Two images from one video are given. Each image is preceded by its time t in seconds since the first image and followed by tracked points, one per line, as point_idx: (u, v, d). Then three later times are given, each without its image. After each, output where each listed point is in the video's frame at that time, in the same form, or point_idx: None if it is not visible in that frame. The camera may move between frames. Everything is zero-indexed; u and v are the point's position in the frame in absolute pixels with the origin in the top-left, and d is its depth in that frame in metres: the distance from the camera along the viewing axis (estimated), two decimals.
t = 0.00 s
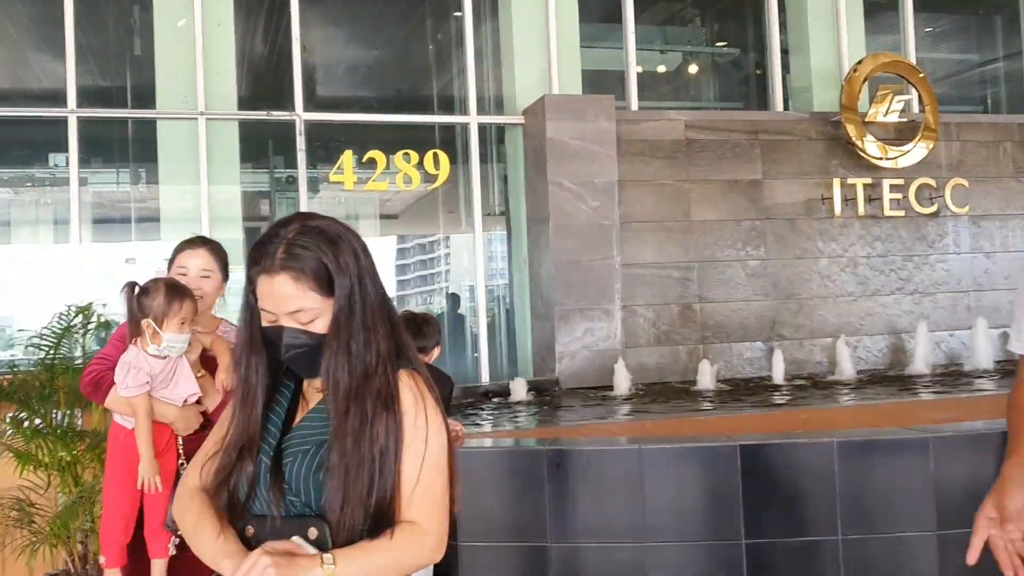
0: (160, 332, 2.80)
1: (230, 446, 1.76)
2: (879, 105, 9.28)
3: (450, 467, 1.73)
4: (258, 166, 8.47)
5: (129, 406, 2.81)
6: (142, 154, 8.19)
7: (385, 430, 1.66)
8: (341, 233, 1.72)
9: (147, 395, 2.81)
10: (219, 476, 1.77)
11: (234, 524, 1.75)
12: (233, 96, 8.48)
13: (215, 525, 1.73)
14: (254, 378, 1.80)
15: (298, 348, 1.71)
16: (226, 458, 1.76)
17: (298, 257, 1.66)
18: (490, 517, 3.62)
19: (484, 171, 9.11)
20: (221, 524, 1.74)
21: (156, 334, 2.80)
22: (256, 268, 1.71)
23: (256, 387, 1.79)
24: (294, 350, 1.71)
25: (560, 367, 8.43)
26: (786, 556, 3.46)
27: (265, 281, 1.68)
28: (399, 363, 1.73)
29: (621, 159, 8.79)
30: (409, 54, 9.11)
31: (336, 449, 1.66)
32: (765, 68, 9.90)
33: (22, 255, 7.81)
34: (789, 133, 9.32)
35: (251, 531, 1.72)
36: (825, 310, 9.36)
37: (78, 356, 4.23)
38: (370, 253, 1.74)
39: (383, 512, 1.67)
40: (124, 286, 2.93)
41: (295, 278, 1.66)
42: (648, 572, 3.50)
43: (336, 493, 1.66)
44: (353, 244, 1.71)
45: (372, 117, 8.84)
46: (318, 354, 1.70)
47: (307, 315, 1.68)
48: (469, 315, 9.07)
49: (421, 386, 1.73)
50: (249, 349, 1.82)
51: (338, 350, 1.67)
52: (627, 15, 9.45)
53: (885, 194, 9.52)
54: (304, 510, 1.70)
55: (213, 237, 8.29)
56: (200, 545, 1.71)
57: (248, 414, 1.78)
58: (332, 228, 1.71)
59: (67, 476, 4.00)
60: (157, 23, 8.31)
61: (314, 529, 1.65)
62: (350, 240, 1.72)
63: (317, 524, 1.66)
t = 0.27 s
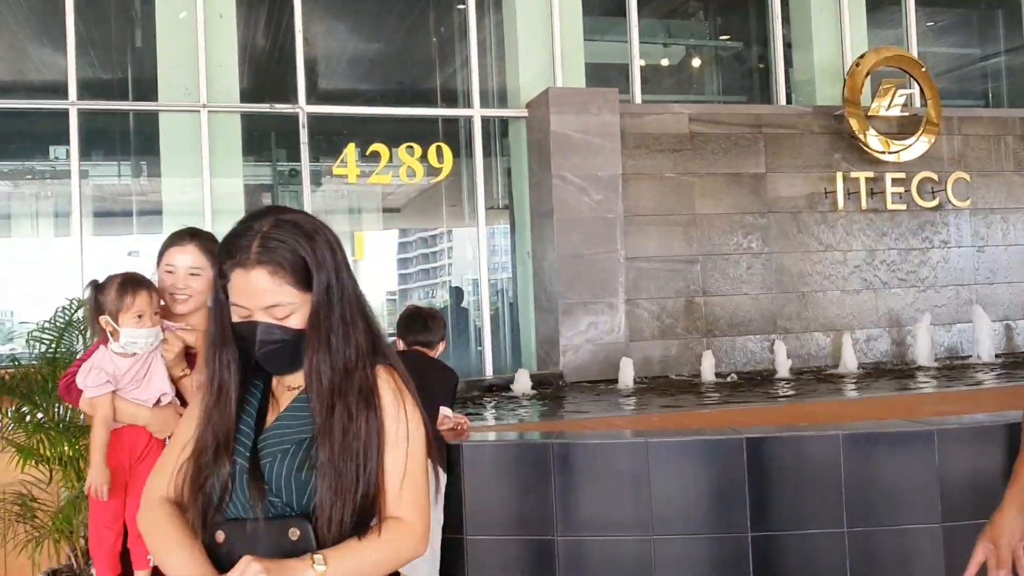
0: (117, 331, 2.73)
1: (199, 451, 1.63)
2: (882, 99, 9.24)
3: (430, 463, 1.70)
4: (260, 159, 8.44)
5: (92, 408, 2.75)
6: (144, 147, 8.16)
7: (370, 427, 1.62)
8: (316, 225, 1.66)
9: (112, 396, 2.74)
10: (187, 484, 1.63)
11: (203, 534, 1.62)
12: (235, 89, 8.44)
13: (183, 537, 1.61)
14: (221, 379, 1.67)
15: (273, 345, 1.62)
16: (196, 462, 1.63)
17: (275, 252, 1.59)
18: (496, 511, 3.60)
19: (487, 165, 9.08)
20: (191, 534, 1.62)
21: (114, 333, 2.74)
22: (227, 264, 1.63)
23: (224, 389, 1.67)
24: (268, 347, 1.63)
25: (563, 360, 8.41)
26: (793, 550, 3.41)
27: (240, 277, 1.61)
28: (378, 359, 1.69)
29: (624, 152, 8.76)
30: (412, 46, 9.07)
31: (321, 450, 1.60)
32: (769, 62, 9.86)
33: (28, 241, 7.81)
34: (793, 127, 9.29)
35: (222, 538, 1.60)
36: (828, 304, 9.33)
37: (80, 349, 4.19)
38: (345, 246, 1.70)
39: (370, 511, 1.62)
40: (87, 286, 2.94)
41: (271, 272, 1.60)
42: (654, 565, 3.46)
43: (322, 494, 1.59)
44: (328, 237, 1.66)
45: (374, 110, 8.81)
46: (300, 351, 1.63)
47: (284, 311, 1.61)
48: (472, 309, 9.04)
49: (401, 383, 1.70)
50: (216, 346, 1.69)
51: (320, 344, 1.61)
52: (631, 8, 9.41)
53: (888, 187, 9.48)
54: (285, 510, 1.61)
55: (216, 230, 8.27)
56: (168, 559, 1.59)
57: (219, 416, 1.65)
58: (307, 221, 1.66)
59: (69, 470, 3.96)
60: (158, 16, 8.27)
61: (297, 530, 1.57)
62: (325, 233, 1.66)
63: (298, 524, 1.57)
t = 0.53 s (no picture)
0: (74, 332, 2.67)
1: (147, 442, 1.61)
2: (886, 92, 9.20)
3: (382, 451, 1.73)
4: (263, 154, 8.45)
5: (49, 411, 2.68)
6: (147, 141, 8.17)
7: (329, 409, 1.63)
8: (279, 212, 1.69)
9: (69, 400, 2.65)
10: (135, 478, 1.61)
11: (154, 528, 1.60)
12: (239, 83, 8.44)
13: (133, 532, 1.58)
14: (170, 369, 1.66)
15: (234, 326, 1.61)
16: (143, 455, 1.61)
17: (242, 232, 1.61)
18: (499, 504, 3.61)
19: (491, 159, 9.07)
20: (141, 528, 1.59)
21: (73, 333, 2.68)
22: (189, 245, 1.63)
23: (174, 377, 1.65)
24: (228, 327, 1.61)
25: (567, 354, 8.42)
26: (795, 544, 3.42)
27: (204, 256, 1.61)
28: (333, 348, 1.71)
29: (627, 146, 8.75)
30: (415, 40, 9.06)
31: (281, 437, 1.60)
32: (772, 55, 9.83)
33: (28, 241, 7.83)
34: (796, 121, 9.27)
35: (174, 532, 1.59)
36: (832, 298, 9.32)
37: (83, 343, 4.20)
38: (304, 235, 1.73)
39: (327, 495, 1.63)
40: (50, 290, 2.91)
41: (238, 252, 1.61)
42: (657, 558, 3.46)
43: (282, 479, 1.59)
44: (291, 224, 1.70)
45: (378, 104, 8.81)
46: (261, 334, 1.63)
47: (248, 292, 1.62)
48: (475, 303, 9.05)
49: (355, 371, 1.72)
50: (167, 335, 1.67)
51: (281, 327, 1.62)
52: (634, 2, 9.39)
53: (891, 181, 9.47)
54: (244, 502, 1.62)
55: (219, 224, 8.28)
56: (117, 555, 1.57)
57: (168, 406, 1.63)
58: (271, 208, 1.69)
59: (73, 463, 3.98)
60: (161, 10, 8.27)
61: (259, 528, 1.56)
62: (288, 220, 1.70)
63: (259, 523, 1.56)
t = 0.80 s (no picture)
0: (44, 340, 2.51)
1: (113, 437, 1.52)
2: (890, 88, 9.18)
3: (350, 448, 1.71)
4: (266, 150, 8.45)
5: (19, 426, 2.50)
6: (151, 137, 8.17)
7: (304, 396, 1.63)
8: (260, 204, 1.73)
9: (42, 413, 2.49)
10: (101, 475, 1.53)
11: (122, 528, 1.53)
12: (242, 79, 8.44)
13: (102, 532, 1.50)
14: (136, 357, 1.59)
15: (216, 303, 1.59)
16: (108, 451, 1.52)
17: (234, 212, 1.65)
18: (503, 500, 3.62)
19: (494, 155, 9.06)
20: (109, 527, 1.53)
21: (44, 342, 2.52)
22: (174, 223, 1.64)
23: (140, 366, 1.59)
24: (211, 304, 1.59)
25: (570, 350, 8.41)
26: (798, 540, 3.41)
27: (189, 234, 1.62)
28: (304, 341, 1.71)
29: (631, 142, 8.74)
30: (418, 37, 9.05)
31: (257, 421, 1.58)
32: (776, 51, 9.80)
33: (31, 242, 7.85)
34: (800, 117, 9.25)
35: (146, 531, 1.51)
36: (835, 295, 9.31)
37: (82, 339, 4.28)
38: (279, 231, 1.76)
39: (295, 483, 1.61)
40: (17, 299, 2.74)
41: (228, 231, 1.64)
42: (662, 555, 3.45)
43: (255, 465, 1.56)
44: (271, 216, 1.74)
45: (381, 100, 8.80)
46: (244, 316, 1.63)
47: (232, 272, 1.63)
48: (479, 300, 9.05)
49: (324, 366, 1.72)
50: (134, 321, 1.62)
51: (263, 309, 1.63)
52: None
53: (895, 177, 9.45)
54: (227, 500, 1.57)
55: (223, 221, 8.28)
56: (86, 559, 1.49)
57: (138, 398, 1.56)
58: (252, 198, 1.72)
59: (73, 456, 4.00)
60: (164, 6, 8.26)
61: (237, 522, 1.52)
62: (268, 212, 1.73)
63: (239, 517, 1.52)
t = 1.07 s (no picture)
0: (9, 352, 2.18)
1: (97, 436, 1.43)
2: (888, 86, 9.19)
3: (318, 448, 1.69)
4: (265, 146, 8.44)
5: None
6: (149, 133, 8.16)
7: (287, 392, 1.60)
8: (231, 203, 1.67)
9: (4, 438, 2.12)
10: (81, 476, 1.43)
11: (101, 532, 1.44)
12: (241, 75, 8.42)
13: (82, 536, 1.41)
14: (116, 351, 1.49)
15: (194, 294, 1.51)
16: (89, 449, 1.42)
17: (209, 204, 1.58)
18: (502, 497, 3.62)
19: (493, 152, 9.06)
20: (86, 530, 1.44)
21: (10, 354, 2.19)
22: (146, 215, 1.55)
23: (123, 360, 1.49)
24: (190, 296, 1.51)
25: (569, 347, 8.43)
26: (796, 537, 3.42)
27: (164, 226, 1.54)
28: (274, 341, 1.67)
29: (630, 139, 8.74)
30: (417, 33, 9.04)
31: (246, 419, 1.53)
32: (775, 49, 9.81)
33: (29, 239, 7.85)
34: (799, 115, 9.25)
35: (129, 532, 1.42)
36: (833, 293, 9.32)
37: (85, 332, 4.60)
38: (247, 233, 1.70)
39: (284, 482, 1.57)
40: None
41: (203, 223, 1.57)
42: (660, 551, 3.46)
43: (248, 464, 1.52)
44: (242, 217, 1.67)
45: (380, 97, 8.80)
46: (222, 310, 1.56)
47: (209, 264, 1.56)
48: (477, 297, 9.05)
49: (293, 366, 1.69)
50: (112, 313, 1.52)
51: (242, 303, 1.58)
52: None
53: (894, 175, 9.46)
54: (214, 498, 1.51)
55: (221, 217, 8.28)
56: (63, 565, 1.40)
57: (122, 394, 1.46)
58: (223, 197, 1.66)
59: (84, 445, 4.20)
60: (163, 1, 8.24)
61: (225, 518, 1.46)
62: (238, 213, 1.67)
63: (226, 514, 1.46)
